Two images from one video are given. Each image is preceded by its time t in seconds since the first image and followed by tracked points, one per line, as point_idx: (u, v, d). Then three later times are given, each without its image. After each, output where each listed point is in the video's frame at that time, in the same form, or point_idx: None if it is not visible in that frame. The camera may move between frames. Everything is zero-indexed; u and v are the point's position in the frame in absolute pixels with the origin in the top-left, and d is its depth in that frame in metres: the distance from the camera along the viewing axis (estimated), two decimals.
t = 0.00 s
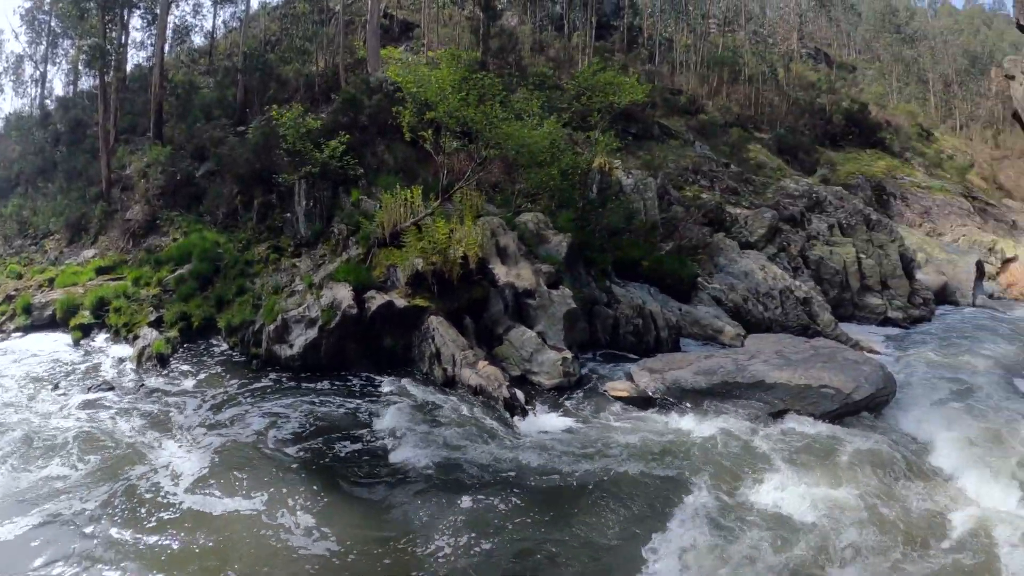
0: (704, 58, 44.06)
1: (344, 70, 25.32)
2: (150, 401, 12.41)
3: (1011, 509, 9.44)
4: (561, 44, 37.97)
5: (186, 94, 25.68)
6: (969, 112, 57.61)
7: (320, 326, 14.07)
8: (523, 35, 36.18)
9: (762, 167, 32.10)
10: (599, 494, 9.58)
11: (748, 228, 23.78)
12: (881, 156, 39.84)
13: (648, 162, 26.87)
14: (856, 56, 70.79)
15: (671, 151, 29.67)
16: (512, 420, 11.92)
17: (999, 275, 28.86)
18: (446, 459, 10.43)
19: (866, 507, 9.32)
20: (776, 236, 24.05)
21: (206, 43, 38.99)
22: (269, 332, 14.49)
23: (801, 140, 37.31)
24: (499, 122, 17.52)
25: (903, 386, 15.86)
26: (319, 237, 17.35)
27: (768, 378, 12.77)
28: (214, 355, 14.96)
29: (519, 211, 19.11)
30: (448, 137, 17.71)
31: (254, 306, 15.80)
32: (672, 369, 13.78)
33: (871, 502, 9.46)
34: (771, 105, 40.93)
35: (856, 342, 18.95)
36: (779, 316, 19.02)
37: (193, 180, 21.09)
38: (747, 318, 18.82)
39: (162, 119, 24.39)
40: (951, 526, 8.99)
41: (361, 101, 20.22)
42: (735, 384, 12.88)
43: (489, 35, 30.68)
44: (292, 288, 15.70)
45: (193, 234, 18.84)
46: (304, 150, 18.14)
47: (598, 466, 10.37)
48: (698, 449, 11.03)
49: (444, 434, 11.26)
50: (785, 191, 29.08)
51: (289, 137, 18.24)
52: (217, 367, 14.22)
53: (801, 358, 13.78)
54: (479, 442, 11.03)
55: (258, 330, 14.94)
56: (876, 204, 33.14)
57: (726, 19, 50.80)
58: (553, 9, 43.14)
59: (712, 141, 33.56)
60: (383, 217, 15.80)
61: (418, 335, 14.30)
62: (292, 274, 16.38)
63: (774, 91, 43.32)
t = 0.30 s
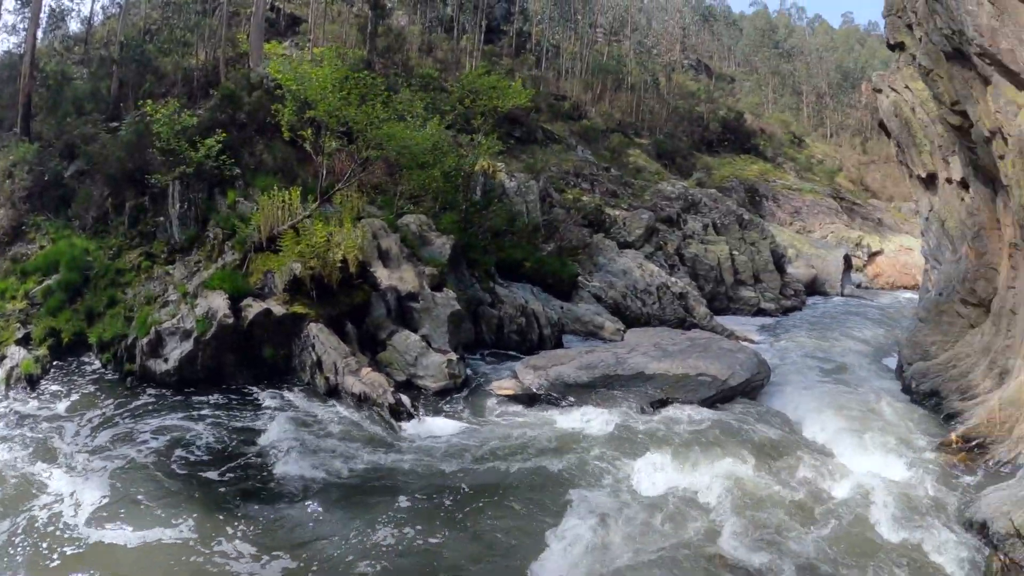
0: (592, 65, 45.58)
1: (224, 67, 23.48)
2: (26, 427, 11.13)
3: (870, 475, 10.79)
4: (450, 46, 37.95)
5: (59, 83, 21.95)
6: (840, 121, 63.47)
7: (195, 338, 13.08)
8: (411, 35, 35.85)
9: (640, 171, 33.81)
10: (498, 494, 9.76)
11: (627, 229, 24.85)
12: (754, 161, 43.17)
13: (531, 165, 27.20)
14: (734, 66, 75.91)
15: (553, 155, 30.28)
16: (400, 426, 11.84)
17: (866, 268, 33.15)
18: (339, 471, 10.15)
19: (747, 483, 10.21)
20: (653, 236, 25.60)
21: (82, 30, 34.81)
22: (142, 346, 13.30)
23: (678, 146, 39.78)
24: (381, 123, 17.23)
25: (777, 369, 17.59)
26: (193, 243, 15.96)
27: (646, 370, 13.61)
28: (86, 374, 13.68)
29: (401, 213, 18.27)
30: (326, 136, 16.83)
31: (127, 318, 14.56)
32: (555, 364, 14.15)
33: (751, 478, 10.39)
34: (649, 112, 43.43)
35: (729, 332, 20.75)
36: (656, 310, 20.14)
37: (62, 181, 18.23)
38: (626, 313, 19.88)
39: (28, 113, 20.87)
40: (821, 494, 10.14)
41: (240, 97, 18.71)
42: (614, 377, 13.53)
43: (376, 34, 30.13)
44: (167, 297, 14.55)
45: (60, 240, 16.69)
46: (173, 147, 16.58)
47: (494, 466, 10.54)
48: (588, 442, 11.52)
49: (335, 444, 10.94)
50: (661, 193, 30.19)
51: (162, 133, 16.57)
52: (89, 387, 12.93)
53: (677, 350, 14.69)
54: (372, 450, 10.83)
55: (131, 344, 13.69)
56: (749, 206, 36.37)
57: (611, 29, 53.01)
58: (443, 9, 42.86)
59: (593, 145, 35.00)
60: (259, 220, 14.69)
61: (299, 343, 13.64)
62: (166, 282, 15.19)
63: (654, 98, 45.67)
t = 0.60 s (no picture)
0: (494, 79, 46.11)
1: (118, 62, 22.33)
2: None
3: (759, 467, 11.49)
4: (354, 53, 37.19)
5: None
6: (731, 139, 68.03)
7: (75, 357, 11.78)
8: (314, 40, 34.88)
9: (534, 184, 34.28)
10: (406, 508, 9.38)
11: (522, 241, 24.35)
12: (647, 176, 45.23)
13: (426, 176, 26.42)
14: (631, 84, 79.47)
15: (451, 166, 29.77)
16: (292, 445, 10.91)
17: (754, 275, 35.92)
18: (232, 494, 9.37)
19: (650, 481, 10.51)
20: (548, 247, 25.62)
21: None
22: (20, 366, 12.01)
23: (575, 161, 40.97)
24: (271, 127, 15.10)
25: (672, 373, 18.36)
26: (76, 253, 14.47)
27: (542, 379, 13.74)
28: None
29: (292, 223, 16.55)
30: (219, 141, 14.65)
31: (5, 337, 13.13)
32: (453, 376, 14.00)
33: (656, 477, 10.69)
34: (548, 127, 44.36)
35: (622, 338, 21.30)
36: (553, 320, 19.83)
37: None
38: (523, 324, 19.48)
39: None
40: (722, 487, 10.62)
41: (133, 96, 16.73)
42: (512, 387, 13.56)
43: (274, 36, 29.17)
44: (48, 313, 13.05)
45: None
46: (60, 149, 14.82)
47: (407, 473, 10.37)
48: (494, 451, 11.33)
49: (223, 465, 10.06)
50: (556, 206, 30.52)
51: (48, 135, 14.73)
52: None
53: (573, 357, 14.81)
54: (267, 470, 10.07)
55: (11, 364, 12.36)
56: (641, 218, 37.96)
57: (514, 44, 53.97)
58: (346, 15, 41.94)
59: (491, 157, 35.26)
60: (144, 230, 13.16)
61: (187, 361, 12.27)
62: (48, 296, 13.71)
63: (554, 114, 46.95)
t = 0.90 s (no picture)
0: (429, 90, 45.96)
1: (46, 59, 20.85)
2: None
3: (693, 472, 11.66)
4: (288, 58, 36.27)
5: None
6: (662, 154, 70.36)
7: None
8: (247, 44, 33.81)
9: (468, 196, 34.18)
10: (350, 524, 9.06)
11: (454, 252, 23.71)
12: (580, 188, 46.08)
13: (358, 185, 25.65)
14: (564, 98, 81.04)
15: (384, 176, 29.23)
16: (218, 464, 10.27)
17: (684, 283, 37.32)
18: (163, 518, 8.68)
19: (592, 490, 10.52)
20: (480, 259, 25.09)
21: None
22: None
23: (508, 173, 41.23)
24: (196, 132, 14.03)
25: (606, 382, 18.52)
26: None
27: (475, 391, 13.48)
28: None
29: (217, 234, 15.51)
30: (145, 147, 13.50)
31: None
32: (383, 391, 13.51)
33: (595, 485, 10.71)
34: (481, 139, 44.51)
35: (554, 348, 21.38)
36: (485, 330, 19.77)
37: None
38: (455, 335, 19.17)
39: None
40: (660, 491, 10.74)
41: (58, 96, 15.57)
42: (445, 401, 13.23)
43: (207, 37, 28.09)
44: None
45: None
46: None
47: (361, 485, 10.18)
48: (434, 466, 11.06)
49: (152, 487, 9.35)
50: (489, 217, 30.62)
51: None
52: None
53: (505, 368, 14.80)
54: (198, 492, 9.42)
55: None
56: (573, 230, 38.52)
57: (450, 55, 54.05)
58: (282, 19, 41.04)
59: (425, 168, 34.98)
60: (64, 238, 12.05)
61: (110, 380, 11.32)
62: None
63: (489, 126, 47.22)
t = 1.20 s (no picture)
0: (383, 89, 45.46)
1: None
2: None
3: (648, 468, 11.81)
4: (241, 56, 35.30)
5: None
6: (616, 155, 71.38)
7: None
8: (196, 40, 32.71)
9: (424, 197, 33.84)
10: (324, 527, 8.98)
11: (409, 253, 23.37)
12: (534, 190, 46.30)
13: (310, 186, 24.99)
14: (518, 99, 81.38)
15: (337, 176, 28.66)
16: (171, 475, 9.80)
17: (637, 283, 38.02)
18: (113, 530, 8.19)
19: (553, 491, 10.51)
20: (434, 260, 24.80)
21: None
22: None
23: (462, 174, 41.05)
24: (146, 131, 13.49)
25: (563, 381, 18.57)
26: None
27: (431, 394, 13.37)
28: None
29: (166, 236, 14.87)
30: (92, 147, 12.84)
31: None
32: (337, 396, 13.21)
33: (557, 485, 10.77)
34: (436, 140, 44.25)
35: (510, 349, 21.36)
36: (441, 333, 19.59)
37: None
38: (410, 338, 18.88)
39: None
40: (616, 488, 10.87)
41: None
42: (400, 404, 13.06)
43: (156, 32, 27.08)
44: None
45: None
46: None
47: (326, 490, 10.03)
48: (392, 472, 10.85)
49: (102, 500, 8.79)
50: (444, 218, 30.42)
51: None
52: None
53: (460, 371, 14.72)
54: (153, 504, 8.94)
55: None
56: (528, 231, 38.63)
57: (406, 54, 53.57)
58: (235, 15, 40.04)
59: (379, 169, 34.48)
60: (6, 240, 11.01)
61: (57, 390, 10.38)
62: None
63: (444, 127, 46.98)
